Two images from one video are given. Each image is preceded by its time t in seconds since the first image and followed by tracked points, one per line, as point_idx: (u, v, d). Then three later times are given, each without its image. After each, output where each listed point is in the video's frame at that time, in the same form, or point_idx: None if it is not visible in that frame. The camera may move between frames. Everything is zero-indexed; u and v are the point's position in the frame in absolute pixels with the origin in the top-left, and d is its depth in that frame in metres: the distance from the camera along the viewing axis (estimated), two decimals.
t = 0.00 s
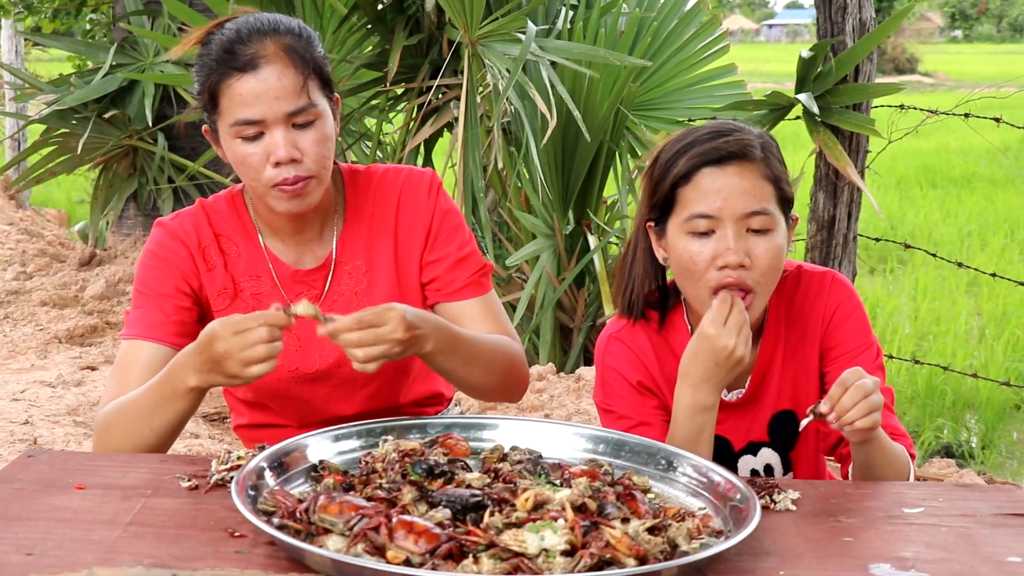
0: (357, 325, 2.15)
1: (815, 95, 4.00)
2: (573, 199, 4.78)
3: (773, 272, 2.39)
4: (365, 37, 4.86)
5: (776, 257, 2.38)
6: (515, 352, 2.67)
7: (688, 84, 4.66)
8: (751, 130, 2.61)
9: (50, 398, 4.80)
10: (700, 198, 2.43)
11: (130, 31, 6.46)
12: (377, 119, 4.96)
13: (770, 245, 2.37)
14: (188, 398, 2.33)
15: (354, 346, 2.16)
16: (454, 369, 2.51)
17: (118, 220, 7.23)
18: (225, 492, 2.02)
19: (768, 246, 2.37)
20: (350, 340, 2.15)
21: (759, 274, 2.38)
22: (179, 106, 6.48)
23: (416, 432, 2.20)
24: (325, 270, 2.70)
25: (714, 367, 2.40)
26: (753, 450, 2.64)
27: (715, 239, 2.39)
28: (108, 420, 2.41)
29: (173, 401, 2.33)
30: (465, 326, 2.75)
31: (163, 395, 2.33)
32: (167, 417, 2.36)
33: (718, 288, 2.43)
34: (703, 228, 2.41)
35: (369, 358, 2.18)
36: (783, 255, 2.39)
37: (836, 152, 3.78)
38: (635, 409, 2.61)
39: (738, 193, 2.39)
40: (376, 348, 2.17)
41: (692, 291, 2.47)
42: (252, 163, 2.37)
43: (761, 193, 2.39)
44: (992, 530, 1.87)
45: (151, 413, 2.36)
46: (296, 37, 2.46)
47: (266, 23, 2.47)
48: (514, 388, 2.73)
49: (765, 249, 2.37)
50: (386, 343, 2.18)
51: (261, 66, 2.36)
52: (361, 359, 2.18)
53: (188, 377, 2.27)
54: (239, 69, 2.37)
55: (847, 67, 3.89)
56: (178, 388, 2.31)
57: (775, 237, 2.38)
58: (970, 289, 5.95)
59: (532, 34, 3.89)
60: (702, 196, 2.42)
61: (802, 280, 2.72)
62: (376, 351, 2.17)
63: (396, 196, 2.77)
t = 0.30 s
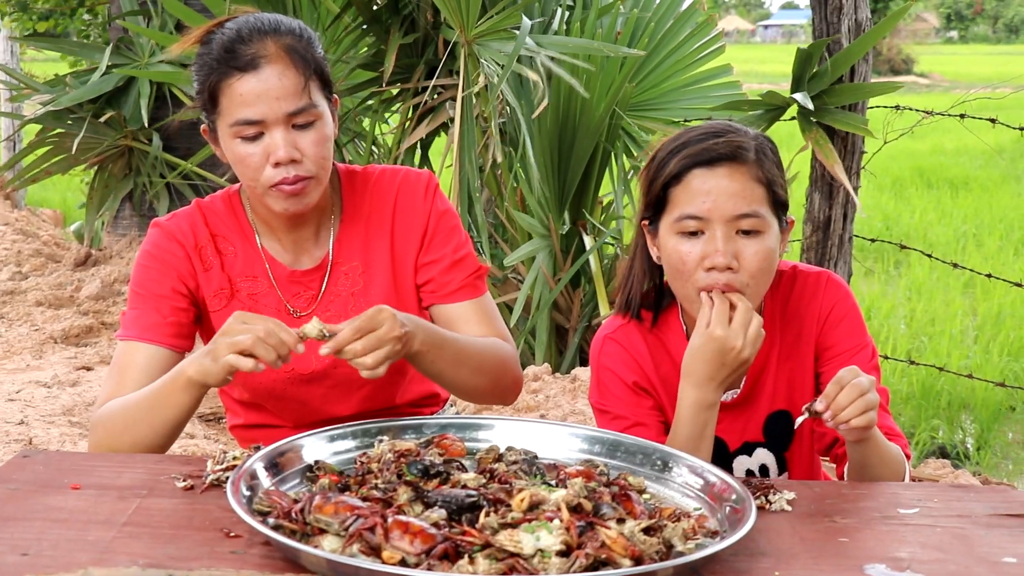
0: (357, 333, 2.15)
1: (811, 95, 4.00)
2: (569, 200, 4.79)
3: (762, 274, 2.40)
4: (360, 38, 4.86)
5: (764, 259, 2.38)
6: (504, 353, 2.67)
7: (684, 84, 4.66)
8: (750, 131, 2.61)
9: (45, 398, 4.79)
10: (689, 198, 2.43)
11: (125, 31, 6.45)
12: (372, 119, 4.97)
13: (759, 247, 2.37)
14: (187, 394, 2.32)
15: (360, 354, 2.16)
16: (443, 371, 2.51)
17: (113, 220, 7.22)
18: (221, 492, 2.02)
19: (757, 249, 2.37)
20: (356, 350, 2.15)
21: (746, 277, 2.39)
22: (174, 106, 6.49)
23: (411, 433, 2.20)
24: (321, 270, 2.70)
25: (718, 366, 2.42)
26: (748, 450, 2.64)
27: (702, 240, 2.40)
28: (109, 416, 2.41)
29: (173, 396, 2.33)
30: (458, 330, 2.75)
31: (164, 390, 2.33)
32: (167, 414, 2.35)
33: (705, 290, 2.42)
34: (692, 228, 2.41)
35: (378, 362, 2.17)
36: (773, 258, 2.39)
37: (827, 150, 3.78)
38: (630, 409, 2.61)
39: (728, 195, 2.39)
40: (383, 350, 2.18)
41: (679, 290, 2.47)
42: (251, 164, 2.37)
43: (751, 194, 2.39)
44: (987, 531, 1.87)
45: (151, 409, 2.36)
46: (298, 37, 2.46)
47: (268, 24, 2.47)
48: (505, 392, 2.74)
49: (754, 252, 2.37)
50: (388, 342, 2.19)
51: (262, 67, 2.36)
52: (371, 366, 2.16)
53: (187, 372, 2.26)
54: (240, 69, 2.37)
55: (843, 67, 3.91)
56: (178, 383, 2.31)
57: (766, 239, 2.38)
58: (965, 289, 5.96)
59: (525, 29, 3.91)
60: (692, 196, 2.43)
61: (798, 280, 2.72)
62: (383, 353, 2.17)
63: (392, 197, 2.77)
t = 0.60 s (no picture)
0: (351, 324, 2.16)
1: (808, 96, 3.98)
2: (566, 200, 4.79)
3: (761, 276, 2.39)
4: (358, 39, 4.86)
5: (763, 260, 2.38)
6: (499, 353, 2.67)
7: (681, 85, 4.67)
8: (748, 131, 2.62)
9: (42, 399, 4.79)
10: (688, 201, 2.43)
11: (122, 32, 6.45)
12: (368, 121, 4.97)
13: (757, 249, 2.37)
14: (189, 393, 2.32)
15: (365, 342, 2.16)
16: (436, 371, 2.50)
17: (111, 220, 7.22)
18: (218, 493, 2.02)
19: (755, 251, 2.37)
20: (358, 337, 2.15)
21: (745, 279, 2.38)
22: (172, 106, 6.49)
23: (408, 433, 2.20)
24: (319, 271, 2.70)
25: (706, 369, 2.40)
26: (745, 451, 2.64)
27: (701, 242, 2.40)
28: (111, 416, 2.41)
29: (177, 397, 2.33)
30: (454, 332, 2.75)
31: (169, 390, 2.33)
32: (170, 415, 2.35)
33: (705, 292, 2.42)
34: (691, 231, 2.41)
35: (383, 341, 2.19)
36: (770, 259, 2.39)
37: (831, 155, 3.76)
38: (627, 410, 2.61)
39: (725, 197, 2.40)
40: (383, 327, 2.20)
41: (678, 293, 2.47)
42: (249, 165, 2.37)
43: (750, 196, 2.40)
44: (984, 531, 1.88)
45: (154, 409, 2.36)
46: (294, 38, 2.46)
47: (264, 24, 2.47)
48: (501, 393, 2.73)
49: (751, 253, 2.37)
50: (383, 322, 2.21)
51: (259, 68, 2.36)
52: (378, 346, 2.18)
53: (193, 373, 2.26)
54: (236, 71, 2.36)
55: (841, 69, 3.92)
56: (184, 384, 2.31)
57: (763, 241, 2.38)
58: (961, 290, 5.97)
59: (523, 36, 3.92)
60: (690, 199, 2.43)
61: (794, 280, 2.72)
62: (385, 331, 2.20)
63: (389, 198, 2.77)
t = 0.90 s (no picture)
0: (347, 308, 2.16)
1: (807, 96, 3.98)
2: (564, 199, 4.79)
3: (764, 275, 2.39)
4: (356, 39, 4.87)
5: (767, 260, 2.38)
6: (497, 349, 2.67)
7: (679, 85, 4.67)
8: (746, 131, 2.62)
9: (40, 399, 4.78)
10: (689, 203, 2.43)
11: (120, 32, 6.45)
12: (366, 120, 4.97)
13: (760, 249, 2.37)
14: (186, 392, 2.32)
15: (356, 327, 2.16)
16: (434, 363, 2.50)
17: (108, 220, 7.22)
18: (216, 493, 2.01)
19: (758, 251, 2.37)
20: (352, 323, 2.15)
21: (749, 278, 2.38)
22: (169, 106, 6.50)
23: (406, 433, 2.20)
24: (317, 271, 2.70)
25: (698, 390, 2.36)
26: (743, 450, 2.64)
27: (704, 244, 2.40)
28: (108, 414, 2.40)
29: (175, 394, 2.32)
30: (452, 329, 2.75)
31: (168, 388, 2.33)
32: (168, 412, 2.35)
33: (708, 293, 2.41)
34: (693, 233, 2.42)
35: (374, 331, 2.18)
36: (772, 258, 2.39)
37: (829, 154, 3.78)
38: (625, 409, 2.61)
39: (728, 198, 2.40)
40: (376, 319, 2.19)
41: (681, 294, 2.47)
42: (247, 166, 2.37)
43: (751, 197, 2.39)
44: (982, 531, 1.88)
45: (152, 407, 2.35)
46: (291, 39, 2.46)
47: (261, 24, 2.47)
48: (498, 391, 2.73)
49: (755, 253, 2.37)
50: (380, 314, 2.20)
51: (257, 70, 2.36)
52: (367, 336, 2.17)
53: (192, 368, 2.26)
54: (234, 72, 2.36)
55: (839, 68, 3.92)
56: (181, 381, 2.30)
57: (765, 242, 2.38)
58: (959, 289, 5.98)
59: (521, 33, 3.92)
60: (691, 201, 2.43)
61: (793, 280, 2.72)
62: (377, 322, 2.19)
63: (387, 197, 2.77)
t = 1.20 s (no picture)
0: (337, 306, 2.16)
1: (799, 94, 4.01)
2: (561, 200, 4.77)
3: (763, 275, 2.39)
4: (354, 39, 4.87)
5: (767, 259, 2.38)
6: (490, 356, 2.67)
7: (676, 85, 4.67)
8: (743, 131, 2.62)
9: (39, 399, 4.78)
10: (688, 203, 2.43)
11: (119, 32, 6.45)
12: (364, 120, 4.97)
13: (759, 249, 2.37)
14: (185, 391, 2.32)
15: (333, 327, 2.16)
16: (421, 374, 2.50)
17: (108, 220, 7.22)
18: (215, 493, 2.01)
19: (758, 250, 2.37)
20: (330, 323, 2.15)
21: (749, 278, 2.37)
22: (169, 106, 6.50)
23: (406, 433, 2.20)
24: (316, 271, 2.70)
25: (677, 418, 2.26)
26: (743, 450, 2.64)
27: (704, 244, 2.40)
28: (108, 415, 2.39)
29: (176, 393, 2.32)
30: (445, 333, 2.75)
31: (168, 386, 2.33)
32: (169, 411, 2.35)
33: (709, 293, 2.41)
34: (692, 233, 2.42)
35: (345, 340, 2.18)
36: (772, 257, 2.39)
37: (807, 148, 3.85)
38: (624, 409, 2.61)
39: (727, 198, 2.40)
40: (355, 331, 2.19)
41: (682, 295, 2.46)
42: (244, 165, 2.37)
43: (750, 196, 2.40)
44: (982, 531, 1.88)
45: (153, 407, 2.35)
46: (289, 38, 2.46)
47: (258, 23, 2.47)
48: (489, 398, 2.73)
49: (754, 253, 2.37)
50: (363, 328, 2.20)
51: (254, 69, 2.36)
52: (337, 342, 2.18)
53: (193, 367, 2.25)
54: (232, 71, 2.36)
55: (831, 66, 3.90)
56: (182, 379, 2.30)
57: (765, 241, 2.38)
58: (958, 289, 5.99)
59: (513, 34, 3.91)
60: (691, 201, 2.43)
61: (792, 280, 2.72)
62: (353, 334, 2.18)
63: (385, 198, 2.77)
